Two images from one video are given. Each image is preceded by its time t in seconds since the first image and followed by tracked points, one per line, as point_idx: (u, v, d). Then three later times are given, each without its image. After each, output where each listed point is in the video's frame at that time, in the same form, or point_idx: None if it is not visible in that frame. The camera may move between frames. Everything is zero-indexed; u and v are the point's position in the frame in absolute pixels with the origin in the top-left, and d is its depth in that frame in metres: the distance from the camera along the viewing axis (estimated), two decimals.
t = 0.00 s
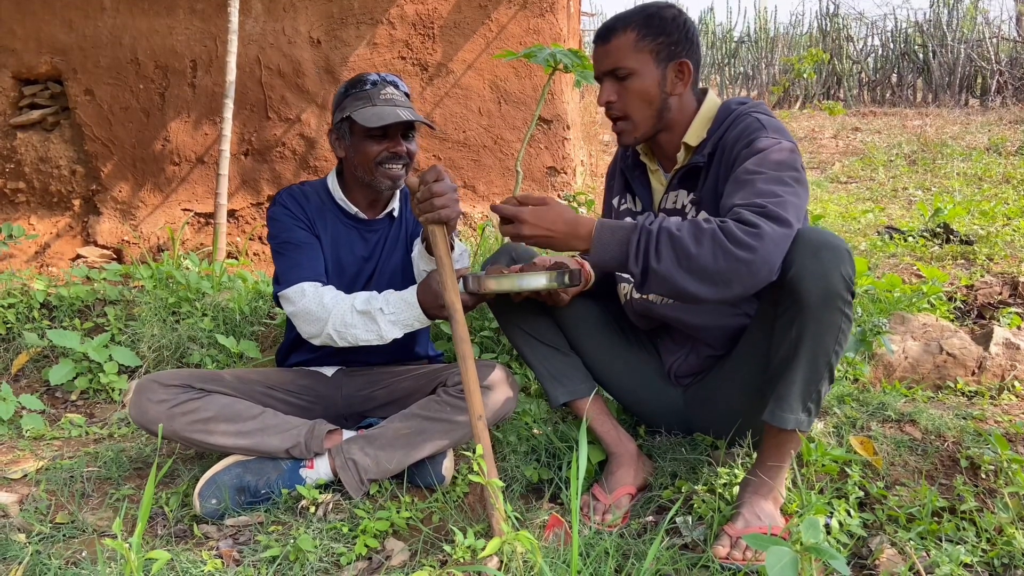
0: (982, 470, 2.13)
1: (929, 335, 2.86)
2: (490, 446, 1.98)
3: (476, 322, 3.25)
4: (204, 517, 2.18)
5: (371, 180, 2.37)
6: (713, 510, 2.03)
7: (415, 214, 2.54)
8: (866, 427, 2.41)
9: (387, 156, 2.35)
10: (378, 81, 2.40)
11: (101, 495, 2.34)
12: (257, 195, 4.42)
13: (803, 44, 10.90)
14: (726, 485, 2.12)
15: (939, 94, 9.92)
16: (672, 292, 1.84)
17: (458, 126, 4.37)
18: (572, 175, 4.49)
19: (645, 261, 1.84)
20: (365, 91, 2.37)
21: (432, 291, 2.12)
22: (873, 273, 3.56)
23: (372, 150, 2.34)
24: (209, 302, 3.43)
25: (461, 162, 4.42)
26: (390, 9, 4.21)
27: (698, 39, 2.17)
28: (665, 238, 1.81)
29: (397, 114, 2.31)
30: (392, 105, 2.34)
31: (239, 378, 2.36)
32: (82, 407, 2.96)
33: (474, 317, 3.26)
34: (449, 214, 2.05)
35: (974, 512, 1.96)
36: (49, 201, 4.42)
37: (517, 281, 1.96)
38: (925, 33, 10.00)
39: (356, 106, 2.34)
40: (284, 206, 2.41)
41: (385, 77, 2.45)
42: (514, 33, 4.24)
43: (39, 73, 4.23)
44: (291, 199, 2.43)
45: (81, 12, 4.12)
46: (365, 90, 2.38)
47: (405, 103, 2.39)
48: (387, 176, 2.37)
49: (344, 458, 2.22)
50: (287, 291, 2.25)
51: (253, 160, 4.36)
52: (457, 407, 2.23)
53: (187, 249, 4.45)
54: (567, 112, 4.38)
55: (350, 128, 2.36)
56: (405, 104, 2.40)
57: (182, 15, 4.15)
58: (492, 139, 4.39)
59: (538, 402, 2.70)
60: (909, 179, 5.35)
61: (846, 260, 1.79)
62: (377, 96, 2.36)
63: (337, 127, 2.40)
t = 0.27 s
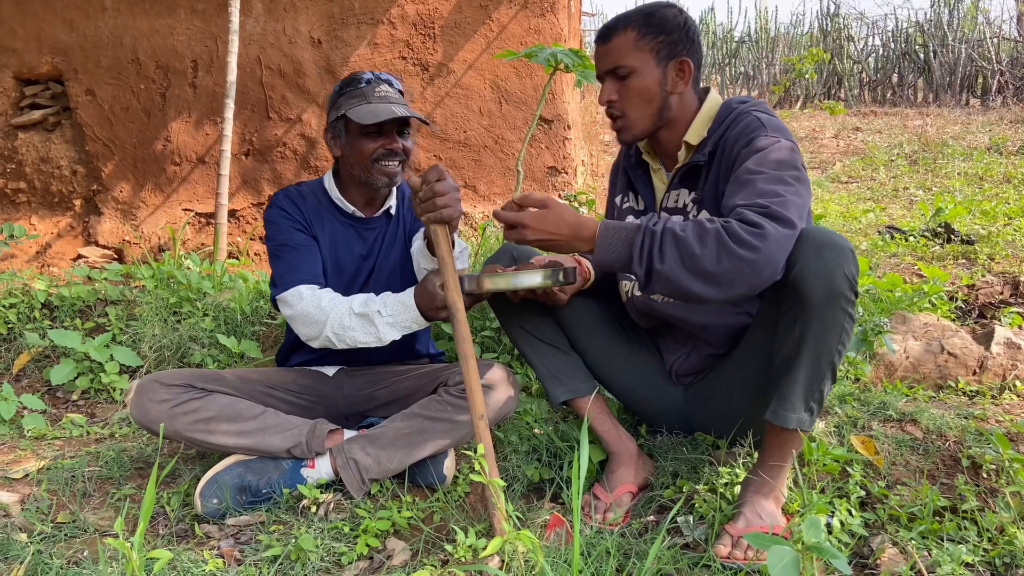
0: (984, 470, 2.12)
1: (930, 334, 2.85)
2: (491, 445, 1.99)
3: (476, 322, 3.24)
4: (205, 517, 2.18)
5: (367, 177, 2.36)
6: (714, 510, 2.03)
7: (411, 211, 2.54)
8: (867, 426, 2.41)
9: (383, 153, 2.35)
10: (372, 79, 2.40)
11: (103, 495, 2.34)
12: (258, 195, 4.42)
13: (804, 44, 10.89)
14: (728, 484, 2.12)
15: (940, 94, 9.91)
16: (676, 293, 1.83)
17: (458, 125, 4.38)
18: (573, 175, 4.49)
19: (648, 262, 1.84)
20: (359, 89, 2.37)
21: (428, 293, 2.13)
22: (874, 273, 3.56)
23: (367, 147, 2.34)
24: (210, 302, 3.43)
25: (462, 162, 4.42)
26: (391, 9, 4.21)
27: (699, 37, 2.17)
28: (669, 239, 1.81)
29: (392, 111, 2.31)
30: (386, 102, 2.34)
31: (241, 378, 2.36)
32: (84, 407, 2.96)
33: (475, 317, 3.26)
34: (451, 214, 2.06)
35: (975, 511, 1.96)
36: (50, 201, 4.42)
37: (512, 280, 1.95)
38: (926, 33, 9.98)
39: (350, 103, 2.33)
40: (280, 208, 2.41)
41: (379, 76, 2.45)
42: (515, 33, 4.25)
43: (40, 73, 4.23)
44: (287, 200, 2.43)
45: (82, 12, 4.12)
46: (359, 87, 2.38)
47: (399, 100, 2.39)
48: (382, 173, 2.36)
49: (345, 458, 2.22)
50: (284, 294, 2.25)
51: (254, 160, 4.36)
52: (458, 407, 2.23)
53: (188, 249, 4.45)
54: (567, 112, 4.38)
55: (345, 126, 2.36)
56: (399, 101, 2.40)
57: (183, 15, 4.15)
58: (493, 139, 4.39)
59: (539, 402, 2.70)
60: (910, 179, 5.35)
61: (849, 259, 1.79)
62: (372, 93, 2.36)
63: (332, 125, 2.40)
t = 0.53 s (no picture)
0: (984, 471, 2.12)
1: (931, 336, 2.85)
2: (492, 446, 1.99)
3: (477, 323, 3.24)
4: (207, 518, 2.19)
5: (360, 177, 2.36)
6: (715, 511, 2.03)
7: (406, 209, 2.53)
8: (868, 427, 2.41)
9: (374, 152, 2.35)
10: (363, 79, 2.39)
11: (104, 496, 2.34)
12: (259, 196, 4.43)
13: (805, 45, 10.88)
14: (729, 486, 2.12)
15: (941, 95, 9.90)
16: (678, 297, 1.83)
17: (460, 127, 4.38)
18: (574, 176, 4.50)
19: (651, 267, 1.83)
20: (349, 88, 2.37)
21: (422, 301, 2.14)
22: (875, 274, 3.56)
23: (359, 147, 2.34)
24: (211, 303, 3.44)
25: (463, 163, 4.43)
26: (392, 11, 4.21)
27: (700, 40, 2.16)
28: (671, 243, 1.81)
29: (382, 109, 2.32)
30: (377, 101, 2.34)
31: (242, 380, 2.36)
32: (85, 408, 2.96)
33: (476, 317, 3.26)
34: (451, 215, 2.05)
35: (976, 513, 1.96)
36: (52, 203, 4.42)
37: (505, 290, 1.96)
38: (927, 35, 9.98)
39: (341, 103, 2.34)
40: (275, 212, 2.41)
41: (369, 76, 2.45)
42: (516, 34, 4.25)
43: (42, 75, 4.24)
44: (282, 204, 2.42)
45: (84, 14, 4.13)
46: (350, 87, 2.38)
47: (390, 100, 2.39)
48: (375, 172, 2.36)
49: (346, 459, 2.22)
50: (279, 300, 2.25)
51: (255, 161, 4.36)
52: (459, 408, 2.23)
53: (189, 250, 4.45)
54: (568, 113, 4.38)
55: (336, 126, 2.36)
56: (390, 101, 2.40)
57: (185, 16, 4.16)
58: (494, 140, 4.39)
59: (540, 403, 2.70)
60: (910, 180, 5.35)
61: (851, 260, 1.79)
62: (362, 93, 2.35)
63: (324, 126, 2.40)
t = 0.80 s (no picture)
0: (986, 475, 2.13)
1: (932, 339, 2.85)
2: (495, 451, 1.99)
3: (478, 326, 3.25)
4: (209, 522, 2.19)
5: (349, 185, 2.37)
6: (716, 516, 2.03)
7: (401, 210, 2.50)
8: (870, 432, 2.41)
9: (362, 162, 2.35)
10: (354, 86, 2.38)
11: (106, 499, 2.35)
12: (261, 199, 4.44)
13: (806, 48, 10.88)
14: (730, 490, 2.12)
15: (942, 97, 9.90)
16: (678, 307, 1.84)
17: (461, 130, 4.39)
18: (575, 179, 4.50)
19: (649, 279, 1.84)
20: (338, 97, 2.37)
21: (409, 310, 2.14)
22: (876, 277, 3.56)
23: (347, 157, 2.34)
24: (213, 306, 3.44)
25: (464, 166, 4.43)
26: (394, 14, 4.22)
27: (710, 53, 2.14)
28: (669, 254, 1.82)
29: (369, 123, 2.31)
30: (365, 113, 2.34)
31: (244, 383, 2.37)
32: (87, 411, 2.96)
33: (477, 320, 3.26)
34: (455, 219, 2.08)
35: (978, 517, 1.97)
36: (54, 205, 4.43)
37: (491, 300, 2.01)
38: (928, 37, 9.98)
39: (329, 114, 2.34)
40: (269, 220, 2.41)
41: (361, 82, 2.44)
42: (517, 37, 4.26)
43: (44, 78, 4.24)
44: (276, 212, 2.42)
45: (87, 17, 4.14)
46: (339, 95, 2.37)
47: (379, 109, 2.38)
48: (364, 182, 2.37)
49: (348, 462, 2.22)
50: (273, 310, 2.28)
51: (257, 164, 4.37)
52: (461, 411, 2.24)
53: (191, 253, 4.46)
54: (570, 116, 4.39)
55: (327, 135, 2.37)
56: (380, 110, 2.39)
57: (187, 19, 4.16)
58: (495, 143, 4.40)
59: (542, 406, 2.70)
60: (912, 183, 5.35)
61: (849, 264, 1.79)
62: (351, 102, 2.35)
63: (316, 133, 2.41)
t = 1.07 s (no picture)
0: (988, 478, 2.12)
1: (934, 342, 2.85)
2: (496, 453, 1.99)
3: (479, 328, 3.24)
4: (210, 524, 2.19)
5: (343, 192, 2.36)
6: (717, 518, 2.03)
7: (399, 211, 2.49)
8: (871, 434, 2.41)
9: (354, 169, 2.32)
10: (346, 90, 2.36)
11: (108, 501, 2.35)
12: (262, 201, 4.44)
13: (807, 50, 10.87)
14: (732, 492, 2.12)
15: (944, 99, 9.90)
16: (676, 315, 1.85)
17: (462, 132, 4.39)
18: (576, 181, 4.51)
19: (646, 289, 1.85)
20: (329, 102, 2.34)
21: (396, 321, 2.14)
22: (878, 279, 3.56)
23: (338, 164, 2.32)
24: (215, 309, 3.44)
25: (465, 168, 4.44)
26: (396, 16, 4.23)
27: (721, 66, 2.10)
28: (664, 264, 1.83)
29: (356, 131, 2.28)
30: (353, 119, 2.31)
31: (245, 386, 2.37)
32: (89, 413, 2.97)
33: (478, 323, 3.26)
34: (459, 221, 2.07)
35: (979, 520, 1.96)
36: (56, 208, 4.44)
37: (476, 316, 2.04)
38: (930, 39, 9.97)
39: (319, 121, 2.32)
40: (266, 226, 2.42)
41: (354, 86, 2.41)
42: (519, 40, 4.27)
43: (46, 81, 4.25)
44: (273, 217, 2.43)
45: (89, 19, 4.14)
46: (330, 101, 2.35)
47: (369, 115, 2.34)
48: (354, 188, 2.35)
49: (349, 464, 2.22)
50: (265, 317, 2.29)
51: (259, 166, 4.37)
52: (462, 414, 2.24)
53: (193, 255, 4.46)
54: (571, 118, 4.39)
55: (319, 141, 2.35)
56: (371, 116, 2.35)
57: (188, 22, 4.17)
58: (497, 146, 4.40)
59: (543, 409, 2.70)
60: (913, 185, 5.35)
61: (847, 266, 1.79)
62: (340, 109, 2.32)
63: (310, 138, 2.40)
